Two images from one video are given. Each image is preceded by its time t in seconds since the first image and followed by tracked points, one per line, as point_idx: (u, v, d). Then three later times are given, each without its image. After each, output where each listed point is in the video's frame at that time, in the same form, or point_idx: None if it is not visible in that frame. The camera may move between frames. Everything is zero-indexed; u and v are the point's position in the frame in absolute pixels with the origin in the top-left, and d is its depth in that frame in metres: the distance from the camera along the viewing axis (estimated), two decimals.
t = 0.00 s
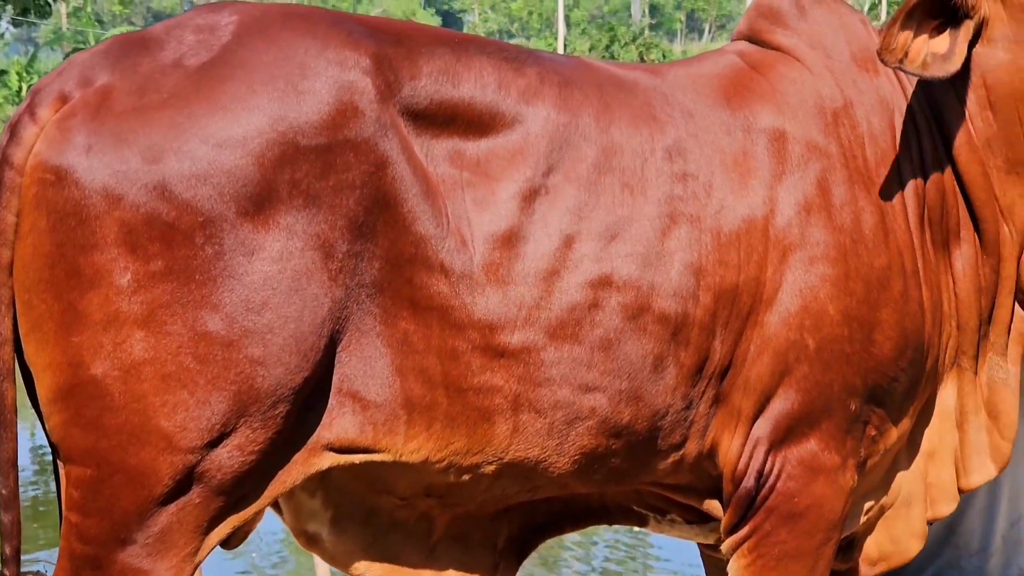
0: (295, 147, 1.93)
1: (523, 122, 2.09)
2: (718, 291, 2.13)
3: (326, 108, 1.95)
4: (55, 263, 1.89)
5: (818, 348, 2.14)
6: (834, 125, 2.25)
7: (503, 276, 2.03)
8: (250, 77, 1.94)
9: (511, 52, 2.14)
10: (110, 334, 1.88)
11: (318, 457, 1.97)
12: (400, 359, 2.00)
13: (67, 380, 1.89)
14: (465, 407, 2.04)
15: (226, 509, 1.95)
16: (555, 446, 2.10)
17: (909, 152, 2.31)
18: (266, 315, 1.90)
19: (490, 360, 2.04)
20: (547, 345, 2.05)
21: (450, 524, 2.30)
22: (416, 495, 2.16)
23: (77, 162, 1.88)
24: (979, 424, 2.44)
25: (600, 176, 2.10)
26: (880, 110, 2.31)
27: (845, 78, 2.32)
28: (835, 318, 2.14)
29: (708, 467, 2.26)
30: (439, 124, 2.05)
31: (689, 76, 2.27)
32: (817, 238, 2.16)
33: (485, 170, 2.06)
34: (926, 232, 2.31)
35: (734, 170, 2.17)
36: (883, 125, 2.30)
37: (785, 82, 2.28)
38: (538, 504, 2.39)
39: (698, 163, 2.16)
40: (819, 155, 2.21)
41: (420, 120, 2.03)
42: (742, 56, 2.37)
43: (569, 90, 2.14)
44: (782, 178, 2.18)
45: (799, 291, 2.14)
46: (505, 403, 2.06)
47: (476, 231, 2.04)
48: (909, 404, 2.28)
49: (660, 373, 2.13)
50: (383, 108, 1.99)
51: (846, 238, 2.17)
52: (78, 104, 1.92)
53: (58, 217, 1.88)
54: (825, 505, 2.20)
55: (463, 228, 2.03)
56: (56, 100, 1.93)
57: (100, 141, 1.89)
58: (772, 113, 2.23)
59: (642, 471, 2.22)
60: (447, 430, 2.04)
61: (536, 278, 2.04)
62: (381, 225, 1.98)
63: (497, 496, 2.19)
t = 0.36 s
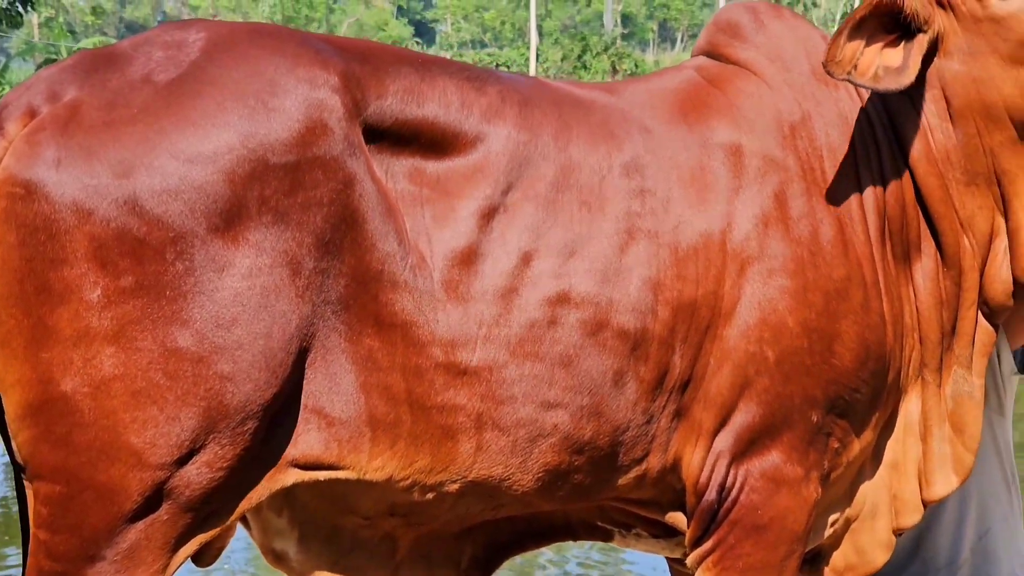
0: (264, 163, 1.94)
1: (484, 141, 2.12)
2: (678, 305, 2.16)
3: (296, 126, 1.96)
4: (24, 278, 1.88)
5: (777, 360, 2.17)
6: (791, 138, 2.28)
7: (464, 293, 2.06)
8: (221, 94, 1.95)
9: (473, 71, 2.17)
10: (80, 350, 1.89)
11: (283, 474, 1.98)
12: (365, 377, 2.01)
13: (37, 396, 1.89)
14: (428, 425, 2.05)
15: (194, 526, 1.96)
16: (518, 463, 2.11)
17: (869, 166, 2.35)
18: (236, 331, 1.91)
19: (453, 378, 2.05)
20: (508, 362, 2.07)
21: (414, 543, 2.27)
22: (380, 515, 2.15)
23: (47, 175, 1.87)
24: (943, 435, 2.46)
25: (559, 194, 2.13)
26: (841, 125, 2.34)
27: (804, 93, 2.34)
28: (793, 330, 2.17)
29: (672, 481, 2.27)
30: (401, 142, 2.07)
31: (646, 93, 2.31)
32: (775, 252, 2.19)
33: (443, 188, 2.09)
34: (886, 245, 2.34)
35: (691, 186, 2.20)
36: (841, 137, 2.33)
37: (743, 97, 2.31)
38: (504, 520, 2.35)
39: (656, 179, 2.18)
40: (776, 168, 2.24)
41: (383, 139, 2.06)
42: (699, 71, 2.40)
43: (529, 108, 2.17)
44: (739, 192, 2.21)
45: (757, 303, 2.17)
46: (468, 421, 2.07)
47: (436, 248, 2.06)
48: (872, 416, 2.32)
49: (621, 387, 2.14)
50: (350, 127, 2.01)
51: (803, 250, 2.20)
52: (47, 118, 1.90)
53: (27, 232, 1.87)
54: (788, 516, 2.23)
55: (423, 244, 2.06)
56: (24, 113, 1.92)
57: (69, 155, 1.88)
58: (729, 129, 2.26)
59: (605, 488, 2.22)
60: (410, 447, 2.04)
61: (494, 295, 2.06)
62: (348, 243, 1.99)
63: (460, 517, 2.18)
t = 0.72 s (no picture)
0: (240, 175, 1.95)
1: (456, 151, 2.13)
2: (646, 314, 2.17)
3: (272, 138, 1.97)
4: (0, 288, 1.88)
5: (747, 368, 2.19)
6: (760, 148, 2.31)
7: (433, 303, 2.07)
8: (197, 105, 1.96)
9: (445, 81, 2.18)
10: (56, 360, 1.89)
11: (256, 485, 1.99)
12: (339, 388, 2.02)
13: (12, 407, 1.89)
14: (400, 435, 2.05)
15: (169, 536, 1.96)
16: (489, 474, 2.11)
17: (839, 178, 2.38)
18: (211, 342, 1.92)
19: (426, 388, 2.06)
20: (477, 371, 2.08)
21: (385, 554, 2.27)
22: (351, 528, 2.15)
23: (23, 186, 1.87)
24: (915, 444, 2.50)
25: (528, 205, 2.14)
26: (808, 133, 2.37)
27: (774, 104, 2.37)
28: (763, 337, 2.19)
29: (643, 489, 2.28)
30: (374, 154, 2.09)
31: (615, 103, 2.33)
32: (744, 260, 2.21)
33: (414, 199, 2.10)
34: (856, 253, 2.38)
35: (660, 195, 2.21)
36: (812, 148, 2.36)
37: (712, 107, 2.33)
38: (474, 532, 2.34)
39: (625, 189, 2.20)
40: (745, 177, 2.26)
41: (353, 149, 2.07)
42: (669, 80, 2.42)
43: (499, 119, 2.18)
44: (708, 202, 2.23)
45: (727, 312, 2.19)
46: (439, 432, 2.07)
47: (405, 258, 2.07)
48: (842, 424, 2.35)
49: (589, 396, 2.15)
50: (325, 139, 2.02)
51: (772, 258, 2.22)
52: (23, 129, 1.91)
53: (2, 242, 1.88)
54: (761, 523, 2.25)
55: (391, 254, 2.07)
56: None
57: (45, 165, 1.88)
58: (698, 139, 2.28)
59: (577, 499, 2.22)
60: (383, 458, 2.05)
61: (463, 305, 2.08)
62: (322, 254, 2.00)
63: (430, 530, 2.18)
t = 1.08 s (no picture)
0: (210, 177, 1.95)
1: (425, 153, 2.13)
2: (614, 314, 2.18)
3: (242, 140, 1.97)
4: None
5: (715, 368, 2.20)
6: (728, 149, 2.33)
7: (400, 304, 2.07)
8: (167, 107, 1.96)
9: (414, 83, 2.19)
10: (25, 361, 1.87)
11: (227, 488, 1.99)
12: (310, 391, 2.03)
13: None
14: (370, 438, 2.06)
15: (138, 538, 1.96)
16: (459, 477, 2.12)
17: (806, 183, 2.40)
18: (181, 343, 1.92)
19: (396, 388, 2.06)
20: (446, 372, 2.08)
21: (355, 559, 2.28)
22: (321, 533, 2.16)
23: None
24: (881, 447, 2.52)
25: (497, 206, 2.15)
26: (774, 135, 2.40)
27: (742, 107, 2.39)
28: (731, 338, 2.21)
29: (611, 490, 2.28)
30: (342, 154, 2.09)
31: (583, 105, 2.34)
32: (712, 260, 2.22)
33: (382, 200, 2.10)
34: (823, 255, 2.40)
35: (628, 196, 2.22)
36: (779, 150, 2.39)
37: (680, 110, 2.35)
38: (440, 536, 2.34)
39: (593, 190, 2.21)
40: (713, 179, 2.28)
41: (322, 155, 2.08)
42: (637, 82, 2.43)
43: (468, 120, 2.19)
44: (676, 203, 2.24)
45: (695, 313, 2.20)
46: (410, 435, 2.07)
47: (373, 258, 2.08)
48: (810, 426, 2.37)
49: (557, 395, 2.16)
50: (295, 141, 2.02)
51: (740, 259, 2.24)
52: None
53: None
54: (730, 524, 2.27)
55: (358, 255, 2.07)
56: None
57: (15, 167, 1.87)
58: (666, 141, 2.29)
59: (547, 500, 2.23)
60: (353, 463, 2.06)
61: (430, 306, 2.08)
62: (290, 257, 2.01)
63: (399, 534, 2.19)
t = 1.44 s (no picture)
0: (176, 188, 1.95)
1: (392, 164, 2.14)
2: (579, 325, 2.19)
3: (208, 151, 1.98)
4: None
5: (680, 379, 2.22)
6: (694, 161, 2.35)
7: (366, 315, 2.08)
8: (133, 119, 1.96)
9: (380, 94, 2.20)
10: None
11: (192, 500, 1.98)
12: (276, 403, 2.03)
13: None
14: (337, 451, 2.06)
15: (103, 550, 1.96)
16: (425, 490, 2.12)
17: (771, 195, 2.43)
18: (146, 355, 1.92)
19: (363, 400, 2.07)
20: (413, 383, 2.09)
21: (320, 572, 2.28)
22: (286, 546, 2.16)
23: None
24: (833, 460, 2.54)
25: (463, 217, 2.16)
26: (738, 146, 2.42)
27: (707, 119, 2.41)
28: (696, 349, 2.22)
29: (577, 501, 2.30)
30: (308, 165, 2.10)
31: (549, 116, 2.35)
32: (678, 272, 2.24)
33: (349, 211, 2.11)
34: (787, 268, 2.43)
35: (594, 208, 2.24)
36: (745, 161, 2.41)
37: (646, 121, 2.37)
38: (404, 549, 2.34)
39: (558, 201, 2.22)
40: (678, 191, 2.30)
41: (289, 164, 2.08)
42: (603, 93, 2.44)
43: (434, 131, 2.20)
44: (642, 214, 2.26)
45: (661, 324, 2.22)
46: (376, 447, 2.08)
47: (339, 269, 2.08)
48: (774, 437, 2.39)
49: (523, 406, 2.17)
50: (261, 152, 2.03)
51: (706, 270, 2.26)
52: None
53: None
54: (694, 534, 2.28)
55: (324, 265, 2.08)
56: None
57: None
58: (632, 153, 2.31)
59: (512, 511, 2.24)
60: (319, 475, 2.06)
61: (396, 316, 2.09)
62: (257, 268, 2.02)
63: (365, 547, 2.19)
